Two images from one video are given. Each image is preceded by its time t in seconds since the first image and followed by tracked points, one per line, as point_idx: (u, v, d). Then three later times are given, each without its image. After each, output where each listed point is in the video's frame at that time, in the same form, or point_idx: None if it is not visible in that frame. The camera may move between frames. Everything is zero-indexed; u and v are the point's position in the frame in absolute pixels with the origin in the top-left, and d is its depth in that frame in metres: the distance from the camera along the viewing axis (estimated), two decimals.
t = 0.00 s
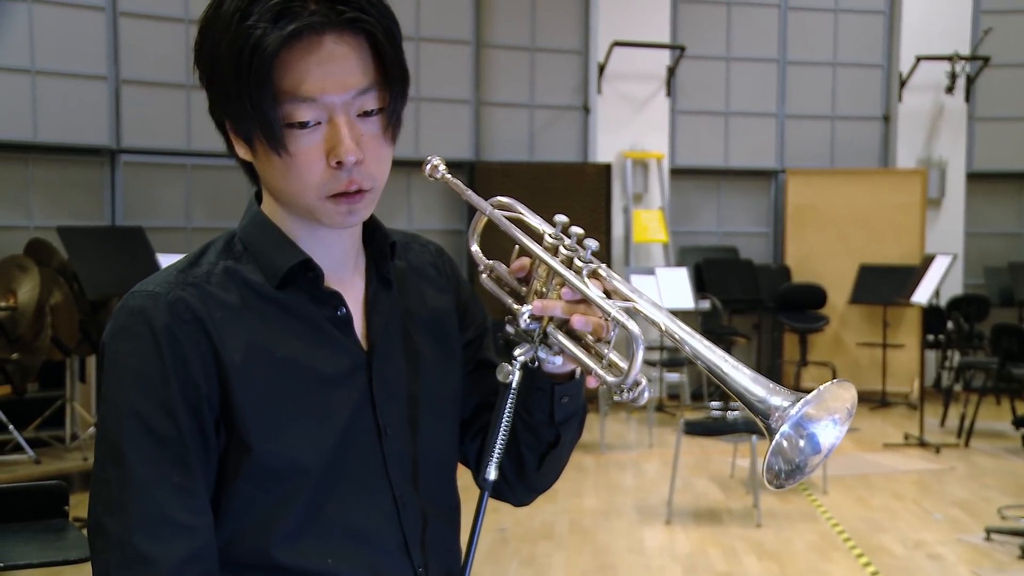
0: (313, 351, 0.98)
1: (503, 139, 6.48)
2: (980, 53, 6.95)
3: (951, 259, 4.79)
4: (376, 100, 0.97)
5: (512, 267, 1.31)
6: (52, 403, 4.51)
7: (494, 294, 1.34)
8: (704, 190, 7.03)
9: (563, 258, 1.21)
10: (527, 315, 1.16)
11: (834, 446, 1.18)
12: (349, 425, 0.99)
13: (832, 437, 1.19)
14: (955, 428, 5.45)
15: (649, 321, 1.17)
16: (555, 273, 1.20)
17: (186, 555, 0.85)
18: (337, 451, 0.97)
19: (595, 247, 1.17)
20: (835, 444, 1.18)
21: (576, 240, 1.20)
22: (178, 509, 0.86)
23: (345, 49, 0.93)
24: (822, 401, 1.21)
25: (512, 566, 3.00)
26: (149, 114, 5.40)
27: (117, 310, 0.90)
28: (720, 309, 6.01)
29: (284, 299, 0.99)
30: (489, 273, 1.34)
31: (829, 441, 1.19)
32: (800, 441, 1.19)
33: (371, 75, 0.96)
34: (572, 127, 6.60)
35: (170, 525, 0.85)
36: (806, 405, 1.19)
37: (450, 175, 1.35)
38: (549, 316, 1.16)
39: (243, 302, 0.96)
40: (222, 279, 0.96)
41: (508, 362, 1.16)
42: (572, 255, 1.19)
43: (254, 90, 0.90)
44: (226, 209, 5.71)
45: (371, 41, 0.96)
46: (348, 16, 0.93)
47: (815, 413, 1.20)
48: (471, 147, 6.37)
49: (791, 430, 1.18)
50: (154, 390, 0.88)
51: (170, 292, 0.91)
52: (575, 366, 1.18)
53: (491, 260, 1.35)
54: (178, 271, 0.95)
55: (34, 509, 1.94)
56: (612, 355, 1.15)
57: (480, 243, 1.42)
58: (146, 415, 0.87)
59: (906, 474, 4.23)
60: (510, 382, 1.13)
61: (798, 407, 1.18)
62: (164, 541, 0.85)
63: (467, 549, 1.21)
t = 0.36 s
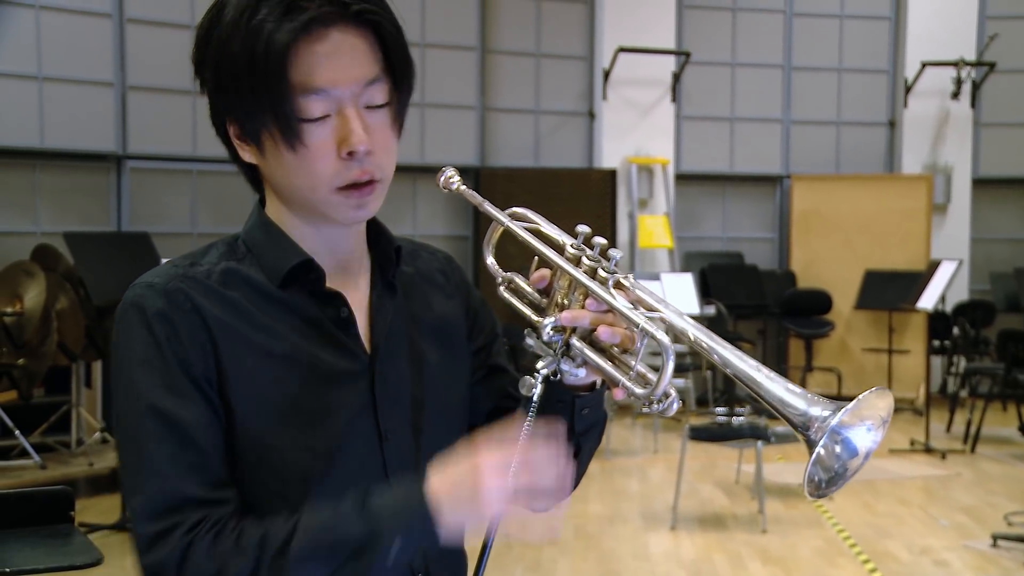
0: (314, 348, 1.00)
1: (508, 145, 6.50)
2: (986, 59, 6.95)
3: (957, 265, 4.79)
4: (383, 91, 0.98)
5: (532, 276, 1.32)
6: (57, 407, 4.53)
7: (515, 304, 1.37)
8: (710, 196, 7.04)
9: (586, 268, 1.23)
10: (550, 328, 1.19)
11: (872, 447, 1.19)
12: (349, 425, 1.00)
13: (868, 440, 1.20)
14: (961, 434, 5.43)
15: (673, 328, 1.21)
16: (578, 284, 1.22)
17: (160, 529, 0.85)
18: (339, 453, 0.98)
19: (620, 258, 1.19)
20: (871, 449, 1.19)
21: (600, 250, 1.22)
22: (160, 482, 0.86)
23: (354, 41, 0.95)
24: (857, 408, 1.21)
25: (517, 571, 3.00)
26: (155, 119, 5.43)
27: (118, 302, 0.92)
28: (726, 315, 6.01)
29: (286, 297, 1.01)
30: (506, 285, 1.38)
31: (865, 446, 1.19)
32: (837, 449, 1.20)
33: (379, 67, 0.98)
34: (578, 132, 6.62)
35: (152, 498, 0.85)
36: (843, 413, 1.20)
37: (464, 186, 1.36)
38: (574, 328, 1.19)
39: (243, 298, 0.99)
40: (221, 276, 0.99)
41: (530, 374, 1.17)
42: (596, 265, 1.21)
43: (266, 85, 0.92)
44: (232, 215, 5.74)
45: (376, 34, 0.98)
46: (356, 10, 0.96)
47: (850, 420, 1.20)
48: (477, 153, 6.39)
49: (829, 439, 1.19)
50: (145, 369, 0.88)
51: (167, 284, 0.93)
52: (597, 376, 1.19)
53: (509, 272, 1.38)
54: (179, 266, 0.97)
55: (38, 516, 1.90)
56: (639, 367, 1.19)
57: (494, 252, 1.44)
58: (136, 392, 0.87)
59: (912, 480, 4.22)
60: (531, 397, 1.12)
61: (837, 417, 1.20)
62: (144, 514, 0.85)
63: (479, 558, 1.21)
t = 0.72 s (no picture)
0: (328, 346, 1.04)
1: (509, 148, 6.51)
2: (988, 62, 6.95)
3: (959, 268, 4.78)
4: (336, 62, 1.04)
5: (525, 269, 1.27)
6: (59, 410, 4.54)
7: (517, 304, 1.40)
8: (711, 199, 7.04)
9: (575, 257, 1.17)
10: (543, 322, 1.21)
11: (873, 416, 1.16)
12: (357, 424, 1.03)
13: (869, 409, 1.17)
14: (962, 437, 5.43)
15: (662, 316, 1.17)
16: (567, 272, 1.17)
17: (271, 458, 0.84)
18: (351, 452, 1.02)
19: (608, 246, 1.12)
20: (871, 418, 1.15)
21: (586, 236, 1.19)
22: (245, 429, 0.87)
23: (299, 20, 1.02)
24: (851, 378, 1.18)
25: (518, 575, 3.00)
26: (157, 122, 5.44)
27: (139, 300, 0.98)
28: (727, 318, 6.01)
29: (300, 296, 1.05)
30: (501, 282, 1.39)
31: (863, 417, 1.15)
32: (832, 424, 1.16)
33: (330, 42, 1.04)
34: (579, 135, 6.62)
35: (248, 442, 0.86)
36: (834, 383, 1.17)
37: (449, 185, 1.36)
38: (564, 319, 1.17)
39: (258, 292, 1.03)
40: (236, 273, 1.03)
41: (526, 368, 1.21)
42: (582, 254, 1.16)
43: (222, 77, 1.01)
44: (233, 218, 5.73)
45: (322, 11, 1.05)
46: None
47: (845, 391, 1.18)
48: (478, 155, 6.39)
49: (821, 413, 1.16)
50: (186, 341, 0.91)
51: (188, 277, 0.99)
52: (595, 369, 1.24)
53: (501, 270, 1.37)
54: (194, 265, 1.03)
55: (40, 521, 1.90)
56: (631, 354, 1.17)
57: (488, 252, 1.43)
58: (182, 365, 0.90)
59: (914, 483, 4.22)
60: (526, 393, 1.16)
61: (827, 386, 1.16)
62: (248, 455, 0.85)
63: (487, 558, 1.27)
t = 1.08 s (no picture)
0: (337, 356, 1.05)
1: (509, 154, 6.52)
2: (987, 68, 6.97)
3: (958, 273, 4.78)
4: (364, 63, 1.07)
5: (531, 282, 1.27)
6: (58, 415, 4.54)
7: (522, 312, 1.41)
8: (710, 204, 7.04)
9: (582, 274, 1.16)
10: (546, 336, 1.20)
11: (867, 458, 1.15)
12: (363, 431, 1.05)
13: (863, 452, 1.16)
14: (962, 443, 5.42)
15: (668, 334, 1.17)
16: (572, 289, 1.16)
17: (288, 483, 0.85)
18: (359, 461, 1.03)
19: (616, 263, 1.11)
20: (866, 459, 1.15)
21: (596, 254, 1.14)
22: (260, 449, 0.88)
23: (330, 19, 1.05)
24: (850, 416, 1.18)
25: None
26: (156, 128, 5.44)
27: (146, 312, 0.98)
28: (727, 323, 6.01)
29: (309, 306, 1.06)
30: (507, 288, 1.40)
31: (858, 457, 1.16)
32: (828, 458, 1.18)
33: (357, 42, 1.07)
34: (579, 140, 6.64)
35: (264, 465, 0.87)
36: (833, 419, 1.17)
37: (460, 188, 1.37)
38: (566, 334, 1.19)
39: (267, 301, 1.04)
40: (244, 282, 1.04)
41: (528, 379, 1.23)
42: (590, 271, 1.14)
43: (250, 67, 1.01)
44: (232, 224, 5.73)
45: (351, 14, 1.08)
46: None
47: (842, 429, 1.18)
48: (478, 161, 6.39)
49: (818, 447, 1.16)
50: (198, 359, 0.91)
51: (197, 289, 0.99)
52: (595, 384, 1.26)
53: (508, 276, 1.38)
54: (201, 275, 1.02)
55: (38, 527, 1.90)
56: (633, 372, 1.16)
57: (496, 258, 1.43)
58: (194, 382, 0.90)
59: (914, 489, 4.21)
60: (529, 403, 1.18)
61: (825, 423, 1.16)
62: (263, 480, 0.85)
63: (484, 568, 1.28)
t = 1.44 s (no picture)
0: (336, 371, 1.05)
1: (508, 167, 6.55)
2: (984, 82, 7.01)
3: (956, 286, 4.80)
4: (378, 85, 1.08)
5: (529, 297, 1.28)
6: (56, 428, 4.53)
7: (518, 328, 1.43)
8: (708, 217, 7.07)
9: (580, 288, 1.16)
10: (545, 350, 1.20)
11: (865, 470, 1.17)
12: (361, 445, 1.05)
13: (861, 463, 1.18)
14: (961, 456, 5.41)
15: (666, 350, 1.18)
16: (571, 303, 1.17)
17: (283, 496, 0.86)
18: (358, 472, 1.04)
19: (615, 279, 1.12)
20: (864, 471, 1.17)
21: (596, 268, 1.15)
22: (257, 463, 0.88)
23: (349, 39, 1.06)
24: (849, 427, 1.19)
25: None
26: (155, 141, 5.46)
27: (146, 324, 0.98)
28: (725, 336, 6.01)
29: (307, 320, 1.06)
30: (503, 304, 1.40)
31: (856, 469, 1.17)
32: (826, 469, 1.18)
33: (373, 64, 1.08)
34: (577, 154, 6.67)
35: (260, 479, 0.87)
36: (832, 432, 1.17)
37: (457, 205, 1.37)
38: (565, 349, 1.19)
39: (266, 315, 1.04)
40: (244, 295, 1.04)
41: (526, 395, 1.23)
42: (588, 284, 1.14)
43: (266, 80, 1.02)
44: (231, 236, 5.74)
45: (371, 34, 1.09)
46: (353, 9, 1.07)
47: (840, 440, 1.18)
48: (476, 174, 6.42)
49: (817, 459, 1.17)
50: (197, 372, 0.92)
51: (195, 301, 0.99)
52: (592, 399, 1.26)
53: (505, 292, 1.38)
54: (201, 288, 1.03)
55: (34, 542, 1.89)
56: (630, 388, 1.17)
57: (493, 275, 1.44)
58: (192, 396, 0.91)
59: (913, 502, 4.20)
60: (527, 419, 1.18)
61: (824, 435, 1.16)
62: (258, 494, 0.86)
63: None
